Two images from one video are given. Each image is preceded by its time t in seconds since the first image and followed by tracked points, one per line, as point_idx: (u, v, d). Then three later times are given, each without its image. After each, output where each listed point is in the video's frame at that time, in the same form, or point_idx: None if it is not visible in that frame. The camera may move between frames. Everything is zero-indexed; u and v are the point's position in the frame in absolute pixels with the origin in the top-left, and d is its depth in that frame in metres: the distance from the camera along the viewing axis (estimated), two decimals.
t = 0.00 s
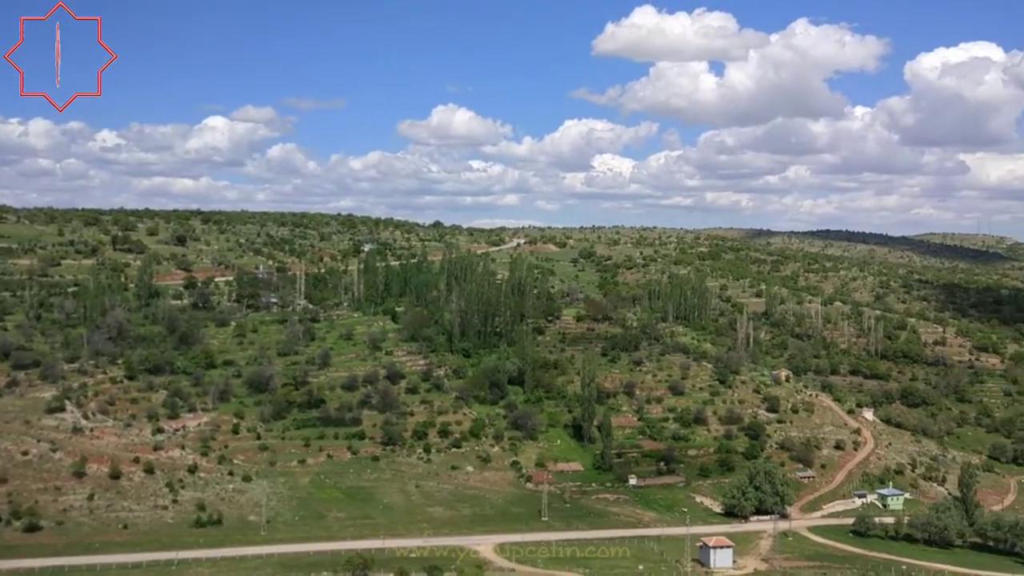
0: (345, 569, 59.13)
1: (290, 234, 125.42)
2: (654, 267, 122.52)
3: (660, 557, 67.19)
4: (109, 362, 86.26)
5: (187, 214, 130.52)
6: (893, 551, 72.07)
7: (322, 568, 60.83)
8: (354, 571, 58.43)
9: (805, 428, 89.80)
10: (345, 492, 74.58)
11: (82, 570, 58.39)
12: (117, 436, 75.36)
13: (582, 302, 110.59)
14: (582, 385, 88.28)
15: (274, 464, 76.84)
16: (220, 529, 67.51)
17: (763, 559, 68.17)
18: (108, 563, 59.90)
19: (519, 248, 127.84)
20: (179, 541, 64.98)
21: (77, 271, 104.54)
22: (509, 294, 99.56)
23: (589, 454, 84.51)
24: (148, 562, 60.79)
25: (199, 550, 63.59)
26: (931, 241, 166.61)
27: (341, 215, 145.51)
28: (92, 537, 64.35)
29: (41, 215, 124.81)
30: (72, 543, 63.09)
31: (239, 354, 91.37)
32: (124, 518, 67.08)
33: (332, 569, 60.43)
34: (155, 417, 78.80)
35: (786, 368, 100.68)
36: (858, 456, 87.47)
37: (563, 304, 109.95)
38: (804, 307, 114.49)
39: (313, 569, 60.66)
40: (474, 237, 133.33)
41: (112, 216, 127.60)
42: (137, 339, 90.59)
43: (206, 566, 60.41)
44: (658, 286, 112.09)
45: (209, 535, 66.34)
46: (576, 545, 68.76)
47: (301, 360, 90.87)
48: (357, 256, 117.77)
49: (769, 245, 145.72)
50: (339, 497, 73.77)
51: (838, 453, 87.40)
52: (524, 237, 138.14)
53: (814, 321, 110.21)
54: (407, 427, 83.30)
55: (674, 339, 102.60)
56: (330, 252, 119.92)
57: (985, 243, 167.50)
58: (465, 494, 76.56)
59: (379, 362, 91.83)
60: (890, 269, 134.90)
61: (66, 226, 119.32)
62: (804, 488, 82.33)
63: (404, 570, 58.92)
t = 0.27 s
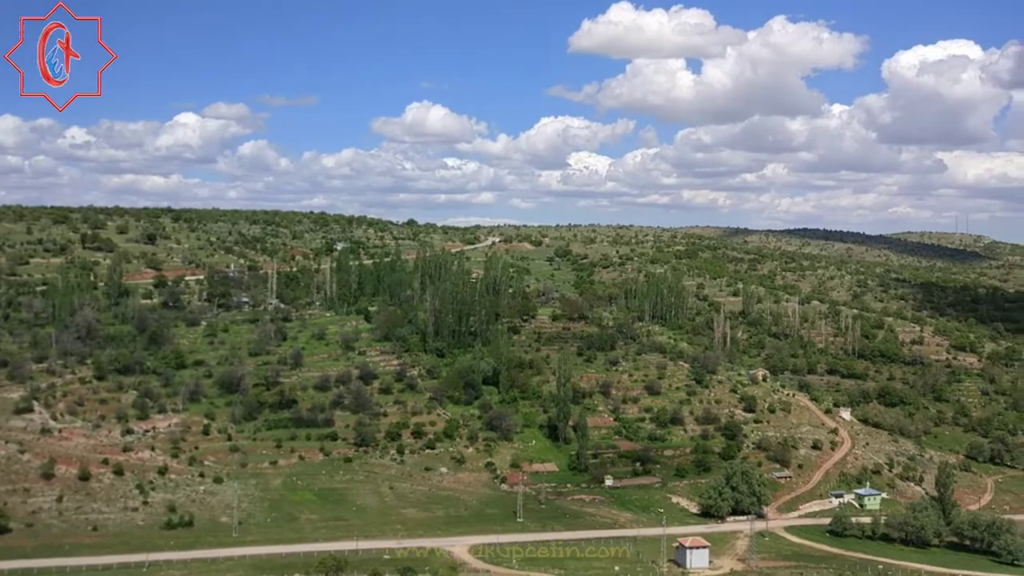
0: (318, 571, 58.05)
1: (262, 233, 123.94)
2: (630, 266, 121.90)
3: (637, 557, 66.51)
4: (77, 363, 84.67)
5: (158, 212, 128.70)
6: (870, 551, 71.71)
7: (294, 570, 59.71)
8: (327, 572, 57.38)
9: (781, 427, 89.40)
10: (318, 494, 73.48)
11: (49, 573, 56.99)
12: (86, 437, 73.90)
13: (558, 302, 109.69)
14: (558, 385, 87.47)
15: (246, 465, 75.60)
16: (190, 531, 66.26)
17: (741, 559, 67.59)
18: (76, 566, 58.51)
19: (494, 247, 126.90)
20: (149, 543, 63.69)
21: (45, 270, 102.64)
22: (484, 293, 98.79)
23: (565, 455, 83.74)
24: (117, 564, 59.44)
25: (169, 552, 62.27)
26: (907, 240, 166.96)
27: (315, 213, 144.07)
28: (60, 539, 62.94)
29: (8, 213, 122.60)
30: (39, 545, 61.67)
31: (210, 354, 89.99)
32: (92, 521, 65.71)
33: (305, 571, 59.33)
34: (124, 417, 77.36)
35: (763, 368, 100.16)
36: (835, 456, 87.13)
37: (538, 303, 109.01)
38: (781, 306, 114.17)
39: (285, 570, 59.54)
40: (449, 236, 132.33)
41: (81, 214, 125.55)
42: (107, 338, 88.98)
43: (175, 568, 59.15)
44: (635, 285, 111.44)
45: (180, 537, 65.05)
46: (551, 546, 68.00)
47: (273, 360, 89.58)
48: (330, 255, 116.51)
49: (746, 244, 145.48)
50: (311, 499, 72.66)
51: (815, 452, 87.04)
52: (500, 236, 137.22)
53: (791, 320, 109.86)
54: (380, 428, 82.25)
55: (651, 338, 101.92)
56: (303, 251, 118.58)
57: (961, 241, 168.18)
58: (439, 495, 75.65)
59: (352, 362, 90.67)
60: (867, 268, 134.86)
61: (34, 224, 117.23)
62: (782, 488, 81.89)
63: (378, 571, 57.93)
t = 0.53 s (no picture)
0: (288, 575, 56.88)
1: (234, 231, 122.25)
2: (610, 265, 121.05)
3: (614, 559, 65.68)
4: (43, 364, 83.03)
5: (128, 210, 126.72)
6: (848, 552, 71.19)
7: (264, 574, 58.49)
8: None
9: (760, 427, 88.79)
10: (289, 496, 72.24)
11: None
12: (51, 439, 72.37)
13: (537, 301, 108.60)
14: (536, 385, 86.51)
15: (216, 467, 74.24)
16: (157, 536, 64.89)
17: (718, 560, 66.88)
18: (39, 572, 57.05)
19: (473, 245, 125.70)
20: (115, 548, 62.23)
21: (11, 268, 100.66)
22: (461, 293, 98.30)
23: (542, 456, 82.79)
24: (81, 570, 58.00)
25: (136, 558, 60.87)
26: (886, 239, 167.06)
27: (289, 211, 142.33)
28: (24, 544, 61.42)
29: None
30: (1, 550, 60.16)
31: (180, 355, 88.52)
32: (57, 525, 64.23)
33: None
34: (91, 419, 75.85)
35: (742, 367, 99.16)
36: (813, 455, 86.64)
37: (517, 303, 107.57)
38: (761, 305, 113.53)
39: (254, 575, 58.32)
40: (426, 235, 131.06)
41: (50, 211, 123.39)
42: (74, 339, 87.28)
43: (143, 572, 57.80)
44: (614, 285, 110.52)
45: (147, 542, 63.67)
46: (527, 549, 67.09)
47: (245, 360, 88.16)
48: (304, 254, 115.05)
49: (726, 243, 144.95)
50: (282, 502, 71.43)
51: (793, 452, 86.47)
52: (478, 235, 136.04)
53: (770, 319, 109.30)
54: (354, 429, 81.05)
55: (630, 338, 100.92)
56: (276, 250, 117.07)
57: (940, 241, 168.45)
58: (414, 498, 74.59)
59: (326, 362, 89.33)
60: (846, 267, 134.60)
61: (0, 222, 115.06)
62: (759, 488, 81.29)
63: None
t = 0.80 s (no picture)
0: None
1: (203, 230, 120.37)
2: (588, 264, 120.44)
3: (589, 557, 64.96)
4: (5, 366, 81.03)
5: (93, 208, 124.36)
6: (825, 547, 70.96)
7: None
8: None
9: (736, 426, 88.43)
10: (261, 500, 70.85)
11: None
12: (14, 444, 70.53)
13: (513, 301, 107.66)
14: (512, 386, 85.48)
15: (185, 471, 72.66)
16: (124, 540, 63.26)
17: (694, 557, 66.32)
18: None
19: (448, 245, 124.58)
20: (81, 553, 60.60)
21: None
22: (437, 293, 96.15)
23: (518, 457, 81.89)
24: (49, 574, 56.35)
25: (104, 562, 59.29)
26: (858, 239, 167.92)
27: (260, 209, 140.43)
28: None
29: None
30: None
31: (147, 357, 86.77)
32: (22, 530, 62.44)
33: None
34: (55, 423, 74.04)
35: (718, 366, 98.96)
36: (788, 453, 86.36)
37: (493, 303, 106.74)
38: (737, 304, 113.15)
39: None
40: (401, 234, 129.78)
41: (13, 209, 120.77)
42: (37, 340, 85.22)
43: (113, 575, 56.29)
44: (592, 284, 109.71)
45: (115, 546, 62.06)
46: (503, 548, 66.20)
47: (214, 362, 86.50)
48: (275, 253, 113.41)
49: (702, 242, 144.86)
50: (253, 505, 70.04)
51: (769, 450, 86.19)
52: (453, 234, 134.94)
53: (746, 318, 109.00)
54: (327, 432, 79.71)
55: (607, 338, 99.95)
56: (247, 249, 115.38)
57: (912, 240, 169.55)
58: (388, 500, 73.43)
59: (297, 364, 87.87)
60: (820, 266, 134.90)
61: None
62: (736, 486, 80.85)
63: None
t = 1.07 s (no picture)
0: None
1: (179, 232, 119.74)
2: (564, 265, 121.22)
3: (569, 556, 65.43)
4: None
5: (67, 211, 123.28)
6: (799, 543, 71.97)
7: None
8: None
9: (711, 423, 89.49)
10: (239, 501, 70.66)
11: None
12: None
13: (491, 302, 108.00)
14: (490, 386, 85.68)
15: (161, 473, 72.32)
16: (101, 543, 62.78)
17: (672, 555, 67.07)
18: None
19: (425, 246, 124.81)
20: (57, 557, 60.08)
21: None
22: (415, 293, 96.27)
23: (497, 456, 82.33)
24: None
25: (80, 566, 58.81)
26: (828, 240, 170.18)
27: (236, 212, 139.86)
28: None
29: None
30: None
31: (123, 359, 86.22)
32: None
33: None
34: (29, 426, 73.41)
35: (693, 364, 100.11)
36: (762, 450, 87.53)
37: (470, 303, 107.15)
38: (712, 304, 114.18)
39: None
40: (378, 236, 129.86)
41: None
42: (10, 343, 84.40)
43: None
44: (569, 285, 110.47)
45: (90, 550, 61.59)
46: (483, 547, 66.53)
47: (191, 364, 86.13)
48: (252, 255, 113.06)
49: (676, 243, 146.28)
50: (232, 506, 69.84)
51: (744, 447, 87.34)
52: (430, 236, 135.19)
53: (721, 317, 109.99)
54: (305, 433, 79.67)
55: (584, 338, 100.45)
56: (222, 251, 114.96)
57: (882, 241, 172.20)
58: (367, 500, 73.54)
59: (275, 365, 87.68)
60: (792, 267, 136.64)
61: None
62: (711, 483, 81.84)
63: None
